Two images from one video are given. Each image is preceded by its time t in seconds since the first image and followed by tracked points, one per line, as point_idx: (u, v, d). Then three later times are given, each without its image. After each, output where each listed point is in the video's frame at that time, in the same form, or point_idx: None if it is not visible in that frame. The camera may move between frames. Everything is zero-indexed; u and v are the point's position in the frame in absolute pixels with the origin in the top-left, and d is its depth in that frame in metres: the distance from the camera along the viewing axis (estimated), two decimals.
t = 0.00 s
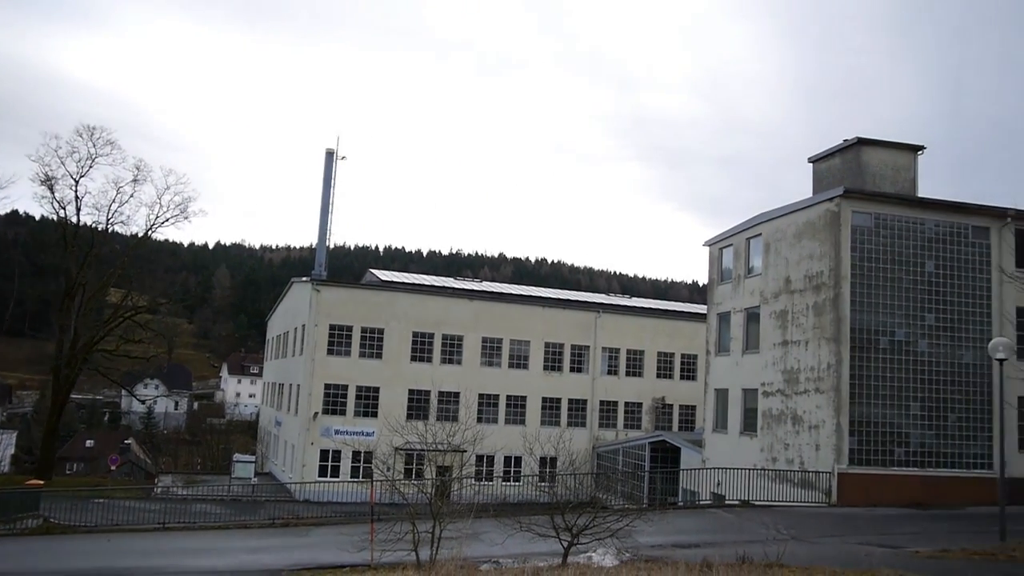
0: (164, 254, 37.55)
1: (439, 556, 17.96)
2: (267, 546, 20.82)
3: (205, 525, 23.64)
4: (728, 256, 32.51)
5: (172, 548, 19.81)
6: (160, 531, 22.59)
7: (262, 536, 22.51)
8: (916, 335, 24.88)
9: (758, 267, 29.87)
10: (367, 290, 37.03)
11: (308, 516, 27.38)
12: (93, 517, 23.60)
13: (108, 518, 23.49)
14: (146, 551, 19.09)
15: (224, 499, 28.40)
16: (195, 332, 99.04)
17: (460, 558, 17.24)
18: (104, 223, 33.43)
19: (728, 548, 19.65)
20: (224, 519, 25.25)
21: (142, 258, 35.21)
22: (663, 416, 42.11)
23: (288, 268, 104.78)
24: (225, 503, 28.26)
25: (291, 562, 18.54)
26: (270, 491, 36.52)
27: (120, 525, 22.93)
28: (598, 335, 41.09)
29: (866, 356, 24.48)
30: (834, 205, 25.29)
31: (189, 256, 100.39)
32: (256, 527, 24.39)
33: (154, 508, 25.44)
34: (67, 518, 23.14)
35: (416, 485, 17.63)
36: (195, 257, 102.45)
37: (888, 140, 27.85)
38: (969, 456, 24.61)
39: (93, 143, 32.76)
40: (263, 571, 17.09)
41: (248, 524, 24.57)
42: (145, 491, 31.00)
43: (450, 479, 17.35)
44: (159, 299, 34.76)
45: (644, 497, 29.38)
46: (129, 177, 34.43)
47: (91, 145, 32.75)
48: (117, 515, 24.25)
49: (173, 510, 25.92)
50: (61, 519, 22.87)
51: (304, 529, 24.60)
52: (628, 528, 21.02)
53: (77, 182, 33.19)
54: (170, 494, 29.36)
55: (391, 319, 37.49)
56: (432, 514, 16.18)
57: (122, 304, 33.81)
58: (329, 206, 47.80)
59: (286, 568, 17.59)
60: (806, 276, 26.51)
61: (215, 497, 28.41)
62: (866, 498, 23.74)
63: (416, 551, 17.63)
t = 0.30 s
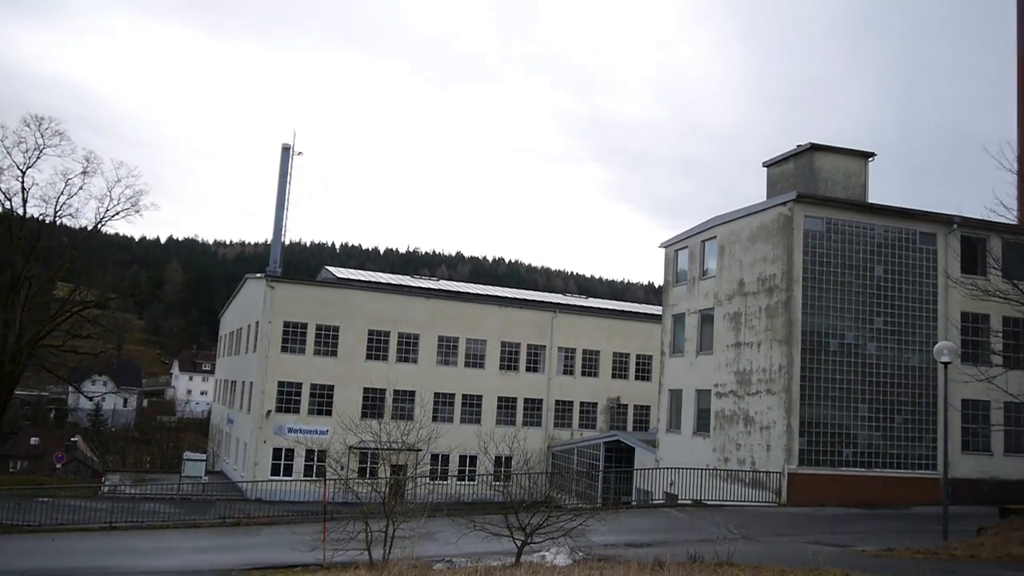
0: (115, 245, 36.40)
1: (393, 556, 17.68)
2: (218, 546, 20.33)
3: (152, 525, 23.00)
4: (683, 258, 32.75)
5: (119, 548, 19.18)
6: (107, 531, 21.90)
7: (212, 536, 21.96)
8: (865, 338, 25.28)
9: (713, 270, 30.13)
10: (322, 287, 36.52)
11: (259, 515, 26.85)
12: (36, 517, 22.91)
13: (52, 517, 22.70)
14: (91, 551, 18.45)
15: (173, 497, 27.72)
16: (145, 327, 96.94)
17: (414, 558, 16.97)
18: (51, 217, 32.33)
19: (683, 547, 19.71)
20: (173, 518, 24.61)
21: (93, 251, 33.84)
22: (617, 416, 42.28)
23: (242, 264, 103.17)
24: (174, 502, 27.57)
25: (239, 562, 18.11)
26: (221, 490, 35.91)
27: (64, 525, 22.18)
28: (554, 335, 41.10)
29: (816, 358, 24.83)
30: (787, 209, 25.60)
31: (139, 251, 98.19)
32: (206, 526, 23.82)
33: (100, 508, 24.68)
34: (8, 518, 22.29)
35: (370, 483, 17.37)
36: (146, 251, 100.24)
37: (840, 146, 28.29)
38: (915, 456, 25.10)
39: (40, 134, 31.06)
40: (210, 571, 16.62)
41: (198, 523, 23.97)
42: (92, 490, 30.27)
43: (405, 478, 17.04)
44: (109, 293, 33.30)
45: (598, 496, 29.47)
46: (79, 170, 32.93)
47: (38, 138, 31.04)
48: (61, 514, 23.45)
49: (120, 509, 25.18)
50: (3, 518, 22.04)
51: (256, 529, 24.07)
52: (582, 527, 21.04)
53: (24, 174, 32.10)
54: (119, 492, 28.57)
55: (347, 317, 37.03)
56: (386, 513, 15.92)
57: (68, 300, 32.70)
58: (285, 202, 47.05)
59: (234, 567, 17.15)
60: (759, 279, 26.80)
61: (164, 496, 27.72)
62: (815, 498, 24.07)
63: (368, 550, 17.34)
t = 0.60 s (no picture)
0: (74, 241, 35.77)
1: (357, 553, 17.54)
2: (181, 545, 20.03)
3: (112, 523, 22.59)
4: (648, 256, 32.93)
5: (77, 547, 18.78)
6: (65, 530, 21.45)
7: (173, 535, 21.62)
8: (826, 335, 25.64)
9: (678, 268, 30.34)
10: (286, 283, 36.15)
11: (222, 513, 26.52)
12: None
13: (8, 517, 22.18)
14: (49, 551, 18.05)
15: (135, 496, 27.25)
16: (105, 323, 95.22)
17: (379, 555, 16.87)
18: (9, 210, 31.83)
19: (648, 542, 19.84)
20: (133, 517, 24.19)
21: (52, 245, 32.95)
22: (583, 413, 42.44)
23: (206, 259, 101.78)
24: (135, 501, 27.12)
25: (201, 560, 17.80)
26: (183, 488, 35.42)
27: (20, 524, 21.67)
28: (520, 332, 41.13)
29: (779, 355, 25.13)
30: (751, 208, 25.88)
31: (100, 245, 96.41)
32: (167, 524, 23.45)
33: (59, 507, 24.18)
34: None
35: (335, 480, 17.73)
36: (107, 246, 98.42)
37: (803, 146, 28.66)
38: (874, 452, 25.54)
39: None
40: (170, 570, 16.32)
41: (159, 522, 23.60)
42: (50, 488, 29.65)
43: (371, 474, 16.84)
44: (67, 290, 32.72)
45: (563, 492, 29.59)
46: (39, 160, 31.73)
47: None
48: (18, 514, 22.91)
49: (79, 508, 24.68)
50: None
51: (218, 527, 23.77)
52: (547, 523, 21.10)
53: None
54: (78, 491, 28.01)
55: (312, 313, 36.70)
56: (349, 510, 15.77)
57: (27, 295, 31.79)
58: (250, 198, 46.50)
59: (196, 566, 16.91)
60: (723, 277, 27.05)
61: (125, 495, 27.25)
62: (776, 493, 24.37)
63: (333, 547, 17.16)
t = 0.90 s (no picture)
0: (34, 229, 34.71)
1: (318, 547, 17.35)
2: (138, 539, 19.66)
3: (68, 518, 22.08)
4: (614, 253, 33.04)
5: (30, 542, 18.31)
6: (18, 525, 20.92)
7: (130, 529, 21.20)
8: (788, 333, 25.94)
9: (642, 265, 30.53)
10: (249, 276, 35.67)
11: (181, 508, 26.10)
12: None
13: None
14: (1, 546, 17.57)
15: (92, 490, 26.69)
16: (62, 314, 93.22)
17: (340, 550, 16.71)
18: None
19: (611, 537, 19.91)
20: (89, 512, 23.67)
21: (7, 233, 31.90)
22: (547, 409, 42.53)
23: (167, 250, 100.15)
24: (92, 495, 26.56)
25: (159, 555, 17.48)
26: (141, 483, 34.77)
27: None
28: (485, 327, 41.06)
29: (741, 352, 25.39)
30: (716, 206, 26.07)
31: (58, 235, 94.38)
32: (124, 519, 22.99)
33: (12, 501, 23.58)
34: None
35: (296, 475, 16.74)
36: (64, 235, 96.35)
37: (768, 146, 28.97)
38: (832, 448, 25.93)
39: None
40: (128, 565, 15.99)
41: (116, 517, 23.13)
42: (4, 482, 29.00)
43: (333, 468, 16.63)
44: (25, 280, 31.65)
45: (526, 487, 29.60)
46: None
47: None
48: None
49: (34, 502, 24.09)
50: None
51: (176, 522, 23.36)
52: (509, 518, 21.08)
53: None
54: (32, 485, 27.35)
55: (275, 306, 36.25)
56: (311, 504, 15.46)
57: None
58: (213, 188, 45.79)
59: (154, 562, 16.59)
60: (687, 274, 27.23)
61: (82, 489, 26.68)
62: (737, 488, 24.66)
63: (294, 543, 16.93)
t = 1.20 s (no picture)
0: None
1: (278, 546, 17.11)
2: (93, 539, 19.21)
3: (20, 517, 21.53)
4: (578, 252, 33.15)
5: None
6: None
7: (85, 528, 20.74)
8: (749, 333, 26.24)
9: (606, 264, 30.68)
10: (211, 271, 35.17)
11: (138, 507, 25.60)
12: None
13: None
14: None
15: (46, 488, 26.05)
16: (17, 309, 90.88)
17: (301, 549, 16.52)
18: None
19: (574, 535, 19.95)
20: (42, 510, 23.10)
21: None
22: (511, 407, 42.52)
23: (127, 244, 98.20)
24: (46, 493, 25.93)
25: (114, 555, 17.11)
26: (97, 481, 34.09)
27: None
28: (450, 325, 40.95)
29: (703, 351, 25.62)
30: (680, 206, 26.27)
31: (13, 228, 92.00)
32: (78, 518, 22.47)
33: None
34: None
35: (257, 472, 16.54)
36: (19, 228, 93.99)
37: (731, 147, 29.27)
38: (791, 446, 26.29)
39: None
40: (82, 565, 15.63)
41: (70, 515, 22.60)
42: None
43: (294, 466, 16.43)
44: None
45: (489, 485, 29.56)
46: None
47: None
48: None
49: None
50: None
51: (133, 521, 22.89)
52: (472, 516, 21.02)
53: None
54: None
55: (237, 302, 35.77)
56: (271, 502, 15.17)
57: None
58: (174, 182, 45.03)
59: (109, 562, 16.22)
60: (651, 273, 27.41)
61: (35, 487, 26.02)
62: (697, 486, 24.88)
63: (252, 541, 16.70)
